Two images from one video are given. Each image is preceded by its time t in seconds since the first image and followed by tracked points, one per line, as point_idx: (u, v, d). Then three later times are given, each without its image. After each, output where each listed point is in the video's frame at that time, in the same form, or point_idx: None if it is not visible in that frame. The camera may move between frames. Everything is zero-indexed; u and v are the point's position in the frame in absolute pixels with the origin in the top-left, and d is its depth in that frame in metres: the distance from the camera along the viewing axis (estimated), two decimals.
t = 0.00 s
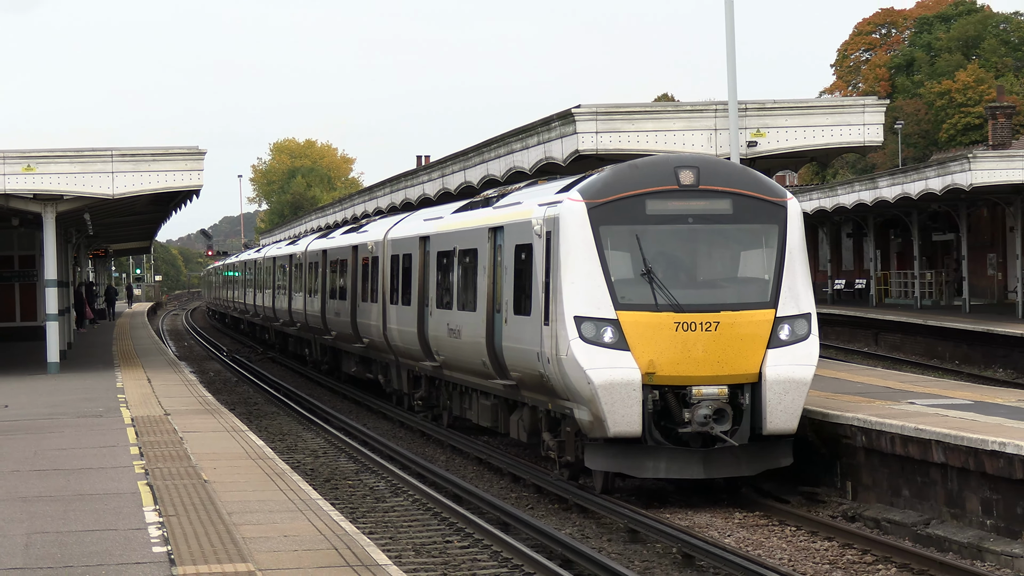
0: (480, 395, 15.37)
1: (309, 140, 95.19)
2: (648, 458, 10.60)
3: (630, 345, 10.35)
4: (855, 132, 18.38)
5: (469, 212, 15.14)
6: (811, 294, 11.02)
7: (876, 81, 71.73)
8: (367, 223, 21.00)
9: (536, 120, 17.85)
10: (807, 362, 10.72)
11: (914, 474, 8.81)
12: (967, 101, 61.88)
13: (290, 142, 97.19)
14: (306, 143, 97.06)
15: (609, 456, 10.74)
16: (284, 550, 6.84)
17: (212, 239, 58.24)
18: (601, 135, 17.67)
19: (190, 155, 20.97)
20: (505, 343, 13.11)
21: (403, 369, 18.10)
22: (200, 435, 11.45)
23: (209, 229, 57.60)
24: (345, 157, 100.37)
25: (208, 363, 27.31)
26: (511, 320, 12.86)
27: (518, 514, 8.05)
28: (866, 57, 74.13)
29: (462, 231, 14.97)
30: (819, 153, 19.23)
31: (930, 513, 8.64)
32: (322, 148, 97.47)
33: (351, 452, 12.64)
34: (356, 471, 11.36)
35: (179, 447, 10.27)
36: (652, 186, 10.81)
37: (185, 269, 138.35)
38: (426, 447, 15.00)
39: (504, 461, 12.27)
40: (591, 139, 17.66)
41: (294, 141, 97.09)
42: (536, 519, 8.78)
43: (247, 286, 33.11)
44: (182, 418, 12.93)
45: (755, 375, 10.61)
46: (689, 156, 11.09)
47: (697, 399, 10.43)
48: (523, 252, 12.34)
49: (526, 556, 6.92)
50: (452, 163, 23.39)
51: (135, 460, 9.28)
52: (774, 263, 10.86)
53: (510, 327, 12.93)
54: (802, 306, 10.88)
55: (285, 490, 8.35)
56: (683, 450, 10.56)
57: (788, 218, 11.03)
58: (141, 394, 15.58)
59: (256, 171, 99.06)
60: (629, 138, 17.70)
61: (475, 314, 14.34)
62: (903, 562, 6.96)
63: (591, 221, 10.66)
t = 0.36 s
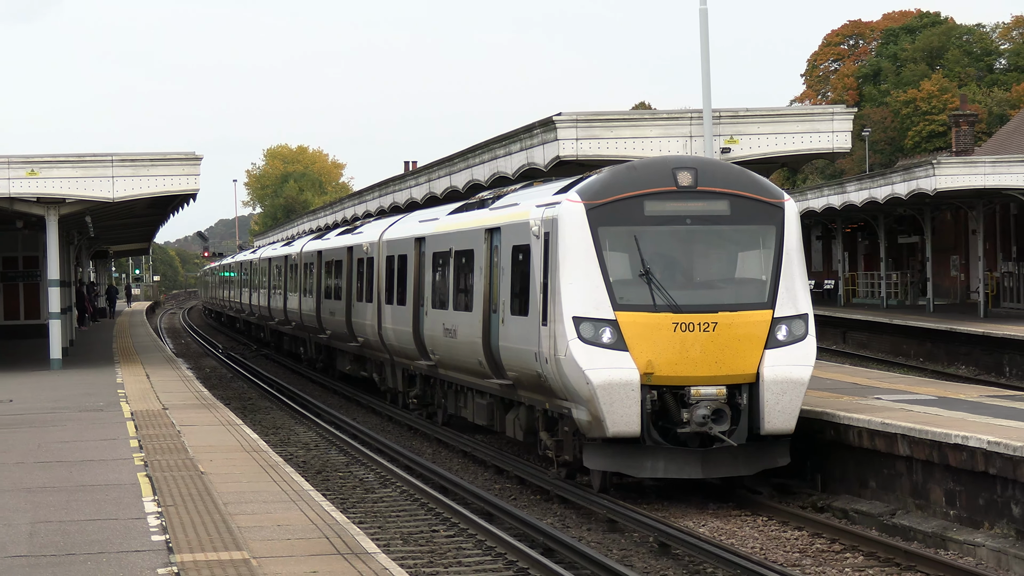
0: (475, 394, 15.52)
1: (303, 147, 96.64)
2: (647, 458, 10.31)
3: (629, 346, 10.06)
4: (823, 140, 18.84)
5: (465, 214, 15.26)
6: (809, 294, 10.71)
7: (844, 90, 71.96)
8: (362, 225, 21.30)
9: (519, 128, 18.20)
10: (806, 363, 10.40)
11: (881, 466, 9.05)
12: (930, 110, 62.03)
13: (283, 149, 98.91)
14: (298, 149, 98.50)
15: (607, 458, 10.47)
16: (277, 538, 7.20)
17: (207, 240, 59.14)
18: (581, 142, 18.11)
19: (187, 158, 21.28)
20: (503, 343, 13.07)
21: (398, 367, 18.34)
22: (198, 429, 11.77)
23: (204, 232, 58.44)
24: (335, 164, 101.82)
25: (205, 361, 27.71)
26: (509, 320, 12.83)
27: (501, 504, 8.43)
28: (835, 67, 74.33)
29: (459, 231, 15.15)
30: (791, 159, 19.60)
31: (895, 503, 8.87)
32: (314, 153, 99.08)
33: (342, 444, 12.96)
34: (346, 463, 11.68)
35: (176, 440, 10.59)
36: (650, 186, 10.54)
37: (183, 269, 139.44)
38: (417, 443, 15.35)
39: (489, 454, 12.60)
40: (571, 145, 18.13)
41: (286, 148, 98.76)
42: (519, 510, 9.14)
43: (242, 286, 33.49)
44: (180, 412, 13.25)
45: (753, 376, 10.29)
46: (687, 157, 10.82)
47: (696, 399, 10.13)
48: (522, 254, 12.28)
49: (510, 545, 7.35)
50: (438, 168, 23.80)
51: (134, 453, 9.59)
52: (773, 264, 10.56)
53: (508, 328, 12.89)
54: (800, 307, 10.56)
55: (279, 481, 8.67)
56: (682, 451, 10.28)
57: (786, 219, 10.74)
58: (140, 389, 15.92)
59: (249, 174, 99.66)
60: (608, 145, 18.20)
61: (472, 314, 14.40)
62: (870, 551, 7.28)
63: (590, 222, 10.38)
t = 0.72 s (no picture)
0: (480, 394, 15.65)
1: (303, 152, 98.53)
2: (653, 456, 10.19)
3: (636, 345, 9.95)
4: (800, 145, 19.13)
5: (468, 215, 15.39)
6: (814, 292, 10.61)
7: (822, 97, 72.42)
8: (363, 226, 21.62)
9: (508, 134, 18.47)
10: (811, 362, 10.30)
11: (856, 458, 9.38)
12: (903, 116, 62.34)
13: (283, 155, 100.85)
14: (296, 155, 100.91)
15: (612, 457, 10.38)
16: (279, 528, 7.52)
17: (210, 242, 60.17)
18: (570, 148, 18.32)
19: (191, 164, 22.02)
20: (508, 342, 13.07)
21: (401, 366, 18.62)
22: (203, 423, 12.10)
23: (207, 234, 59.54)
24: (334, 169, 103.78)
25: (209, 359, 28.13)
26: (514, 318, 12.85)
27: (493, 495, 8.82)
28: (812, 76, 74.59)
29: (461, 232, 15.32)
30: (771, 165, 20.04)
31: (871, 493, 9.19)
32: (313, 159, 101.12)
33: (341, 438, 13.31)
34: (344, 456, 12.02)
35: (181, 433, 10.93)
36: (656, 186, 10.40)
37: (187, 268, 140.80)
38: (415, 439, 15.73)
39: (483, 448, 12.96)
40: (560, 151, 18.35)
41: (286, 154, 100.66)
42: (511, 501, 9.54)
43: (246, 286, 33.90)
44: (185, 408, 13.59)
45: (759, 375, 10.19)
46: (692, 156, 10.70)
47: (703, 398, 10.01)
48: (527, 254, 12.25)
49: (501, 535, 7.72)
50: (433, 173, 24.29)
51: (141, 446, 9.92)
52: (778, 263, 10.45)
53: (512, 327, 12.91)
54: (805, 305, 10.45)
55: (279, 473, 9.01)
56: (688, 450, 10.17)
57: (791, 219, 10.62)
58: (147, 386, 16.28)
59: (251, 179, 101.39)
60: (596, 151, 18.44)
61: (476, 314, 14.45)
62: (847, 538, 7.64)
63: (596, 222, 10.27)
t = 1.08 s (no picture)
0: (483, 392, 15.72)
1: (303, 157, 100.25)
2: (658, 455, 10.28)
3: (642, 345, 10.04)
4: (782, 151, 19.33)
5: (471, 216, 15.61)
6: (817, 291, 10.69)
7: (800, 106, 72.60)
8: (365, 228, 21.97)
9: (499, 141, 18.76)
10: (815, 362, 10.40)
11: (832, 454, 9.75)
12: (879, 123, 63.42)
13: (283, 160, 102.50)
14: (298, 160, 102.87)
15: (618, 455, 10.48)
16: (279, 518, 7.84)
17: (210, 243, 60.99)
18: (557, 153, 18.51)
19: (195, 169, 22.38)
20: (512, 342, 13.18)
21: (403, 364, 18.92)
22: (206, 417, 12.45)
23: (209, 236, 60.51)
24: (331, 173, 105.41)
25: (214, 357, 28.56)
26: (518, 318, 12.99)
27: (485, 485, 9.21)
28: (791, 85, 75.16)
29: (462, 234, 15.59)
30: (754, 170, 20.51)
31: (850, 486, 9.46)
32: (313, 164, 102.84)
33: (339, 432, 13.68)
34: (342, 449, 12.37)
35: (185, 427, 11.28)
36: (661, 187, 10.50)
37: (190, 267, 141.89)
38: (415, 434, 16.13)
39: (477, 442, 13.34)
40: (548, 156, 18.50)
41: (286, 159, 102.33)
42: (502, 492, 9.99)
43: (248, 286, 34.28)
44: (190, 402, 13.96)
45: (763, 374, 10.29)
46: (696, 158, 10.79)
47: (708, 397, 10.12)
48: (531, 254, 12.41)
49: (493, 525, 8.09)
50: (429, 177, 24.63)
51: (147, 439, 10.26)
52: (781, 263, 10.54)
53: (517, 327, 13.04)
54: (810, 305, 10.52)
55: (279, 465, 9.36)
56: (694, 449, 10.26)
57: (794, 219, 10.72)
58: (152, 381, 16.66)
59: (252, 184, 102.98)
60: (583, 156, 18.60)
61: (480, 313, 14.58)
62: (824, 528, 8.05)
63: (603, 223, 10.36)
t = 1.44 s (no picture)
0: (482, 387, 15.79)
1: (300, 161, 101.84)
2: (661, 452, 10.11)
3: (643, 343, 9.89)
4: (758, 154, 20.19)
5: (470, 215, 15.76)
6: (819, 289, 10.51)
7: (776, 111, 73.39)
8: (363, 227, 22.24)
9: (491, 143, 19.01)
10: (818, 359, 10.23)
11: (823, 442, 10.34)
12: (851, 128, 64.09)
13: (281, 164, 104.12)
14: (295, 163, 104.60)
15: (619, 452, 10.32)
16: (276, 507, 8.16)
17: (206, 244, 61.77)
18: (544, 157, 19.38)
19: (196, 171, 22.73)
20: (513, 340, 13.11)
21: (400, 360, 19.25)
22: (206, 410, 12.81)
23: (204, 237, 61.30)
24: (327, 175, 106.89)
25: (214, 352, 28.92)
26: (518, 316, 12.93)
27: (475, 476, 9.59)
28: (768, 91, 76.39)
29: (462, 233, 15.71)
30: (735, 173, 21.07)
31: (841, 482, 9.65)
32: (309, 167, 104.46)
33: (335, 425, 14.05)
34: (337, 441, 12.74)
35: (186, 419, 11.64)
36: (663, 185, 10.32)
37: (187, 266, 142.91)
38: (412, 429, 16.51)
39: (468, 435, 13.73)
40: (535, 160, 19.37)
41: (283, 163, 103.94)
42: (491, 481, 10.43)
43: (247, 283, 34.66)
44: (191, 396, 14.32)
45: (765, 372, 10.12)
46: (698, 156, 10.60)
47: (711, 395, 9.95)
48: (531, 252, 12.39)
49: (482, 513, 8.45)
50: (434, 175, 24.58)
51: (149, 431, 10.61)
52: (783, 260, 10.34)
53: (517, 324, 12.97)
54: (812, 302, 10.33)
55: (275, 456, 9.72)
56: (697, 447, 10.10)
57: (796, 217, 10.51)
58: (155, 376, 17.03)
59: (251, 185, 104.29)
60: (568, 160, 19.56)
61: (480, 310, 14.55)
62: (797, 513, 8.61)
63: (605, 220, 10.20)
